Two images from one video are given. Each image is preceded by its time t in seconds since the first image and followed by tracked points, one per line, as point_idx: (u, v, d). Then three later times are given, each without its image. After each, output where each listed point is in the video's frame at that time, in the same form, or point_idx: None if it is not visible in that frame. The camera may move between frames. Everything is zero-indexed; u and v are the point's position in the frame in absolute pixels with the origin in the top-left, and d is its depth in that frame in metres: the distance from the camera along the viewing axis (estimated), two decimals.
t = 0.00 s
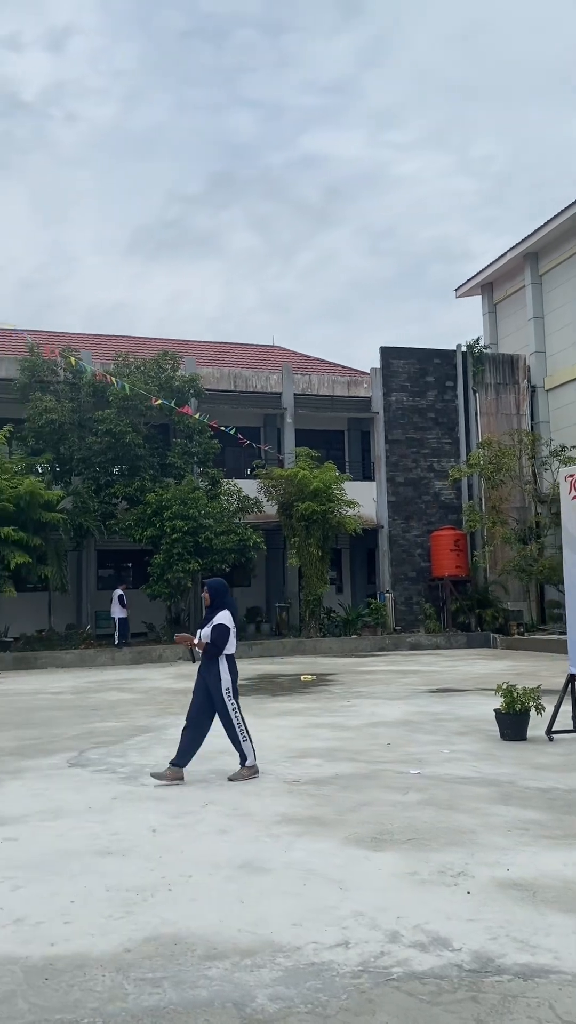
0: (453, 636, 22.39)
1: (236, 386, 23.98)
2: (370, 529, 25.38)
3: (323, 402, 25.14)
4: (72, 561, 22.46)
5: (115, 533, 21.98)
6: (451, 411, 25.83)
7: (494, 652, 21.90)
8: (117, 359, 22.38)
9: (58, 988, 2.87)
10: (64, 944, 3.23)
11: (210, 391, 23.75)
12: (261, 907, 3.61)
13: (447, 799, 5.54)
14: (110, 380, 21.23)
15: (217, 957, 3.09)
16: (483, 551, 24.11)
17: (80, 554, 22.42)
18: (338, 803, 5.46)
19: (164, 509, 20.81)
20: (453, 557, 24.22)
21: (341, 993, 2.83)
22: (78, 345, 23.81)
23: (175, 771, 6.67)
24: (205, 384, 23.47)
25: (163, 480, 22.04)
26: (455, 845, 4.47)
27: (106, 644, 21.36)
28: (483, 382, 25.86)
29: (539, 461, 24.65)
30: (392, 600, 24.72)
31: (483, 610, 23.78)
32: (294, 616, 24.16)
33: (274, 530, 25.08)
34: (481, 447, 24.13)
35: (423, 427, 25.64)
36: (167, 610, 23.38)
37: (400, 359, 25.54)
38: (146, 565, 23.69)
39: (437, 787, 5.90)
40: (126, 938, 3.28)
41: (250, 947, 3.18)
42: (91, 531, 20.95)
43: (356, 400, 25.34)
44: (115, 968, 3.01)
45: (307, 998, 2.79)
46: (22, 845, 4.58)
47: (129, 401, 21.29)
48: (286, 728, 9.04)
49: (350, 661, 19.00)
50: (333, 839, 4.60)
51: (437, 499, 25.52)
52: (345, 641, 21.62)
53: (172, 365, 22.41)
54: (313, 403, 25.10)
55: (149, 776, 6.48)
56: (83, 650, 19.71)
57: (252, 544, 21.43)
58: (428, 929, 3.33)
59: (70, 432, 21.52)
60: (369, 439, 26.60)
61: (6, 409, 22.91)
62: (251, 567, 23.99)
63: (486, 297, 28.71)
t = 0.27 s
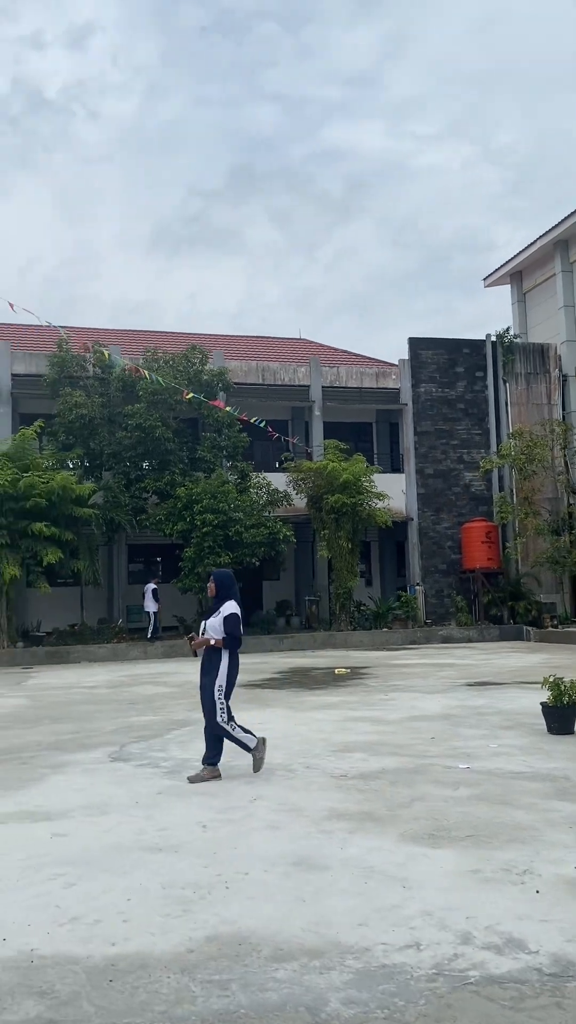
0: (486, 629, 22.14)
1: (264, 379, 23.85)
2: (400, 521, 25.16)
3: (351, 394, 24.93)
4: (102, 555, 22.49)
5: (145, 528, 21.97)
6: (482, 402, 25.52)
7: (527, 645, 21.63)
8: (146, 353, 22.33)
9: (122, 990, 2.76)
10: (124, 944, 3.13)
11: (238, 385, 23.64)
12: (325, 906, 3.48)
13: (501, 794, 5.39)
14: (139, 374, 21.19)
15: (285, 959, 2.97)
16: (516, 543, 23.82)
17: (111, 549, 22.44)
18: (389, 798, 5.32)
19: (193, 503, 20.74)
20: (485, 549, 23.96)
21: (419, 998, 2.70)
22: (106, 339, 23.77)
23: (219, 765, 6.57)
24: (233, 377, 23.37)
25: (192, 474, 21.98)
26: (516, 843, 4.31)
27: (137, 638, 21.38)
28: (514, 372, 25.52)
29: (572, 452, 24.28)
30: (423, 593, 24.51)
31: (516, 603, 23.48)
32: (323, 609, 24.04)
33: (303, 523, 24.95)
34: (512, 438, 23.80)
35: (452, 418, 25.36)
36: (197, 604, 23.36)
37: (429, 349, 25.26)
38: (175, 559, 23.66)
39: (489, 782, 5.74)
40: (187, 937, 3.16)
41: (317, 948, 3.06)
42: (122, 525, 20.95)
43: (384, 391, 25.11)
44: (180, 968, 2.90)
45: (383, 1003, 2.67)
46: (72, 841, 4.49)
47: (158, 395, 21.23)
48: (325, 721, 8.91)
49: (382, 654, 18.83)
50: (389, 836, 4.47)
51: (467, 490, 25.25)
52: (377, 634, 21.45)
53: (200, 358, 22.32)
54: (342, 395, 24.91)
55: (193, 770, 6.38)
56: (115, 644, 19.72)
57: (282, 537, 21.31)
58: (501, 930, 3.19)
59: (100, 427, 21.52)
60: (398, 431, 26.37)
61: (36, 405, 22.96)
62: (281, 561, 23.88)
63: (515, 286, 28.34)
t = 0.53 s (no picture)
0: (530, 620, 21.84)
1: (305, 367, 23.70)
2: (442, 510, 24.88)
3: (393, 381, 24.67)
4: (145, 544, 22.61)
5: (187, 517, 22.04)
6: (526, 388, 25.08)
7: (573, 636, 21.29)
8: (187, 342, 22.33)
9: (201, 993, 2.69)
10: (199, 943, 3.06)
11: (279, 373, 23.52)
12: (400, 907, 3.37)
13: (568, 791, 5.23)
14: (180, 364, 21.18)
15: (367, 963, 2.87)
16: (561, 532, 23.44)
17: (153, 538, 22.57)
18: (452, 793, 5.20)
19: (235, 493, 20.72)
20: (530, 538, 23.63)
21: (511, 1009, 2.58)
22: (148, 329, 23.83)
23: (274, 756, 6.50)
24: (274, 365, 23.26)
25: (233, 463, 21.96)
26: None
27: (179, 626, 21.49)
28: (559, 357, 24.80)
29: None
30: (466, 583, 24.25)
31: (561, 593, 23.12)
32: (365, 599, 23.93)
33: (344, 512, 24.81)
34: (558, 425, 23.37)
35: (496, 405, 24.98)
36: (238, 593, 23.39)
37: (472, 335, 24.86)
38: (216, 548, 23.69)
39: (553, 777, 5.59)
40: (262, 937, 3.08)
41: (398, 952, 2.96)
42: (164, 514, 21.03)
43: (426, 378, 24.78)
44: (258, 971, 2.82)
45: (473, 1014, 2.55)
46: (135, 833, 4.45)
47: (199, 385, 21.20)
48: (376, 712, 8.80)
49: (425, 644, 18.67)
50: (458, 833, 4.35)
51: (511, 478, 24.89)
52: (419, 624, 21.27)
53: (241, 347, 22.23)
54: (383, 383, 24.67)
55: (248, 761, 6.33)
56: (158, 632, 19.82)
57: (323, 526, 21.20)
58: None
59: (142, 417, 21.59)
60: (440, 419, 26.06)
61: (80, 395, 23.17)
62: (322, 550, 23.78)
63: (560, 270, 27.75)
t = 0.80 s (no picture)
0: None
1: (351, 348, 23.46)
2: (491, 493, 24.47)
3: (440, 362, 24.29)
4: (191, 527, 22.68)
5: (232, 499, 22.04)
6: None
7: None
8: (233, 324, 22.25)
9: (286, 981, 2.63)
10: (277, 930, 3.00)
11: (325, 354, 23.32)
12: (480, 899, 3.28)
13: None
14: (226, 345, 21.11)
15: (454, 956, 2.79)
16: None
17: (199, 520, 22.64)
18: (521, 782, 5.08)
19: (280, 475, 20.63)
20: None
21: None
22: (193, 311, 23.81)
23: (333, 741, 6.43)
24: (320, 346, 23.07)
25: (279, 446, 21.87)
26: None
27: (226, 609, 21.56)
28: None
29: None
30: (515, 567, 23.91)
31: None
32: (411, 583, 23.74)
33: (391, 496, 24.59)
34: None
35: (546, 386, 24.49)
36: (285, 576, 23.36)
37: (522, 315, 24.39)
38: (261, 530, 23.66)
39: None
40: (342, 927, 3.02)
41: (485, 946, 2.87)
42: (210, 497, 21.05)
43: (475, 358, 24.32)
44: (342, 962, 2.75)
45: (570, 1012, 2.46)
46: (200, 817, 4.41)
47: (246, 366, 21.11)
48: (431, 698, 8.69)
49: (475, 628, 18.46)
50: (531, 823, 4.23)
51: (561, 461, 24.44)
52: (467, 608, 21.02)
53: (286, 328, 22.07)
54: (430, 364, 24.31)
55: (307, 745, 6.27)
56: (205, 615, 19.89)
57: (369, 509, 21.02)
58: None
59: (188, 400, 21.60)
60: (488, 400, 25.64)
61: (126, 378, 23.27)
62: (368, 533, 23.63)
63: None
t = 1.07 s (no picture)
0: None
1: (398, 326, 23.15)
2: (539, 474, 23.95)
3: (489, 340, 23.84)
4: (236, 508, 22.70)
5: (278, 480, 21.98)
6: None
7: None
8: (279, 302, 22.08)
9: (374, 968, 2.57)
10: (359, 915, 2.94)
11: (371, 333, 23.03)
12: (564, 888, 3.18)
13: None
14: (272, 324, 20.97)
15: (546, 948, 2.70)
16: None
17: (244, 500, 22.61)
18: None
19: (326, 455, 20.49)
20: None
21: None
22: (239, 290, 23.69)
23: (392, 722, 6.35)
24: (366, 325, 22.79)
25: (325, 426, 21.71)
26: None
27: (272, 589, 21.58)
28: None
29: None
30: (564, 549, 23.51)
31: None
32: (457, 564, 23.50)
33: (437, 476, 24.31)
34: None
35: None
36: (330, 557, 23.27)
37: (573, 291, 23.84)
38: (307, 511, 23.59)
39: None
40: (424, 914, 2.95)
41: None
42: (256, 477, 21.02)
43: (524, 336, 23.78)
44: (431, 950, 2.68)
45: None
46: (268, 797, 4.38)
47: (292, 345, 20.95)
48: (486, 680, 8.56)
49: (524, 611, 18.20)
50: None
51: None
52: (516, 591, 20.74)
53: (333, 306, 21.84)
54: (479, 342, 23.88)
55: (367, 727, 6.20)
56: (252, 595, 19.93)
57: (415, 490, 20.79)
58: None
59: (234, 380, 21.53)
60: (537, 379, 25.13)
61: (173, 358, 23.25)
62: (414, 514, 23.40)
63: None
